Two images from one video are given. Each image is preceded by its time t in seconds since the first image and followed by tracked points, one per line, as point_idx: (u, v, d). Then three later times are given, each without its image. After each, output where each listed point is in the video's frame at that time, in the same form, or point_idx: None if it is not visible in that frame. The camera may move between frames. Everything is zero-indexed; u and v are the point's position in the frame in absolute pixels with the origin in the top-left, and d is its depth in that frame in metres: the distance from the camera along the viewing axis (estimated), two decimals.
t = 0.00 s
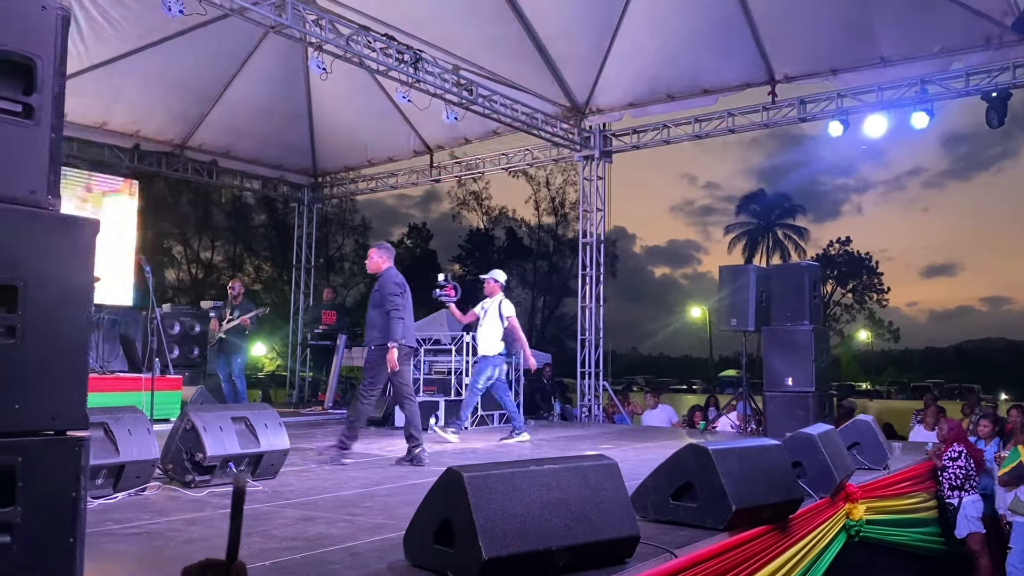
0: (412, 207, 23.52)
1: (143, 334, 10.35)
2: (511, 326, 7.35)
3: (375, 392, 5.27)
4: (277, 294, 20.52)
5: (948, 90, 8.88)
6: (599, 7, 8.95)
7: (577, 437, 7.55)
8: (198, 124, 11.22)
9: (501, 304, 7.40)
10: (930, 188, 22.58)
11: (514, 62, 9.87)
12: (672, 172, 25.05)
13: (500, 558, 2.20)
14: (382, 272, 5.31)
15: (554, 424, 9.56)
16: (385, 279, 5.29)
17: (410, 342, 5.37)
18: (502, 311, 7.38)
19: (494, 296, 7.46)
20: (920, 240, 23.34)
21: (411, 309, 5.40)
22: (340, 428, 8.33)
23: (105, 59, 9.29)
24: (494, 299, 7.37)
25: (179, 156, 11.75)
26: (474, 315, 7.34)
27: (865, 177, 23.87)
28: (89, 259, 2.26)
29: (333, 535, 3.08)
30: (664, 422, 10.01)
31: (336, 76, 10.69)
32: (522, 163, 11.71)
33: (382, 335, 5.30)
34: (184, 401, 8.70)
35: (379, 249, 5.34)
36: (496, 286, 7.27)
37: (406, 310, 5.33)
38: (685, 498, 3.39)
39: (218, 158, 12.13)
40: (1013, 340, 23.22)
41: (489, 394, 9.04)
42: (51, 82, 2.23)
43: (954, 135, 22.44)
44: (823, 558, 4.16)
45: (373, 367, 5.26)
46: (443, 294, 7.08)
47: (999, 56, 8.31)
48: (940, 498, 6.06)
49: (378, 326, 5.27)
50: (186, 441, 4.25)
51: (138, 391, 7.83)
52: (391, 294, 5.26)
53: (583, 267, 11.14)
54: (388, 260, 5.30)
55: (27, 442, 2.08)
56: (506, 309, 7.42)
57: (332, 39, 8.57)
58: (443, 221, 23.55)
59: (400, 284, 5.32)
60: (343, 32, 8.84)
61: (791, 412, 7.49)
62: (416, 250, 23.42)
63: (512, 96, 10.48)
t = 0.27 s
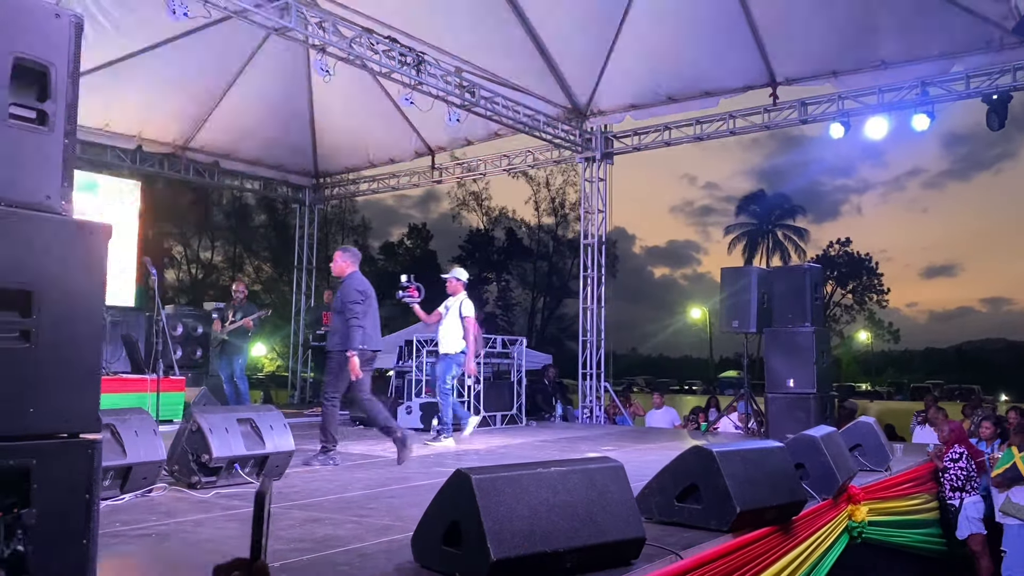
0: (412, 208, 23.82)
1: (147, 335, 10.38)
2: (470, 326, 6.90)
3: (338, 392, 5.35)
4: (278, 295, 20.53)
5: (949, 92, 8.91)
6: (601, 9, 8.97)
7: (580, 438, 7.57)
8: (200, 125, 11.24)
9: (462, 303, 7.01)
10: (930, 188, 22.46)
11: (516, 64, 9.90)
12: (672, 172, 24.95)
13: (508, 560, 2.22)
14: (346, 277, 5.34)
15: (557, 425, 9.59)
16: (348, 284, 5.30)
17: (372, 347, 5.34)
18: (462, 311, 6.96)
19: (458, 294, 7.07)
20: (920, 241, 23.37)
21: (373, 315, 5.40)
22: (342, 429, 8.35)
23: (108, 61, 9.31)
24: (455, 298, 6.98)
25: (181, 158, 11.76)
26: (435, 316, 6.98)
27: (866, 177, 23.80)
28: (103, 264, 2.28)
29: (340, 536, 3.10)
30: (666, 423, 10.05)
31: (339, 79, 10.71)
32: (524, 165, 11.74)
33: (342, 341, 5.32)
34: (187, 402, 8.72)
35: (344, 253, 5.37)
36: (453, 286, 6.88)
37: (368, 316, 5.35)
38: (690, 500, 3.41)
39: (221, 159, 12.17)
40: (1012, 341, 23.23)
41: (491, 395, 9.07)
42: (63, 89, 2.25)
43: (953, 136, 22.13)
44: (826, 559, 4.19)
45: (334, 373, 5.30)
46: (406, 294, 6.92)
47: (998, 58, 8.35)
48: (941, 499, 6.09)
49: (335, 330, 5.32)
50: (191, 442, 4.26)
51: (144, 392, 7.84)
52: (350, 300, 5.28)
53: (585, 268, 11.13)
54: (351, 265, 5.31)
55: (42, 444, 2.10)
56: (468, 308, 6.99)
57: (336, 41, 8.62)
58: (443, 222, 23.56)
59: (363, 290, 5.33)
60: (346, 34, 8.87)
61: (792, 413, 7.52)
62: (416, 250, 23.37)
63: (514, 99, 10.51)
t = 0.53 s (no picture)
0: (411, 209, 23.45)
1: (150, 336, 10.40)
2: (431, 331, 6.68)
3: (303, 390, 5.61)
4: (278, 296, 20.47)
5: (949, 96, 8.96)
6: (603, 12, 9.00)
7: (583, 440, 7.60)
8: (203, 127, 11.26)
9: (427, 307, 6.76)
10: (929, 190, 22.57)
11: (518, 66, 9.92)
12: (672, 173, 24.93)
13: (522, 560, 2.25)
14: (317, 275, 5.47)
15: (559, 427, 9.60)
16: (316, 282, 5.43)
17: (336, 345, 5.42)
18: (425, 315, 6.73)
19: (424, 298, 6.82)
20: (919, 242, 23.44)
21: (340, 315, 5.49)
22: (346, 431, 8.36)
23: (113, 64, 9.36)
24: (419, 302, 6.73)
25: (184, 160, 11.79)
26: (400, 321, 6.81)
27: (865, 179, 23.88)
28: (120, 268, 2.31)
29: (351, 537, 3.13)
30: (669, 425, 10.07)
31: (344, 83, 10.76)
32: (525, 167, 11.75)
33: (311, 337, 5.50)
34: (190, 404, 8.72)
35: (319, 252, 5.46)
36: (416, 291, 6.67)
37: (332, 317, 5.44)
38: (697, 501, 3.44)
39: (223, 161, 12.19)
40: (1013, 342, 23.47)
41: (494, 397, 9.08)
42: (82, 94, 2.29)
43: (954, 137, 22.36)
44: (831, 560, 4.22)
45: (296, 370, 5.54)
46: (371, 300, 6.85)
47: (1000, 61, 8.39)
48: (943, 500, 6.12)
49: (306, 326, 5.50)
50: (199, 445, 4.32)
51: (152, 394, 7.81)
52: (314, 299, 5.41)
53: (587, 270, 11.13)
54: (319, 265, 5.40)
55: (62, 447, 2.13)
56: (432, 312, 6.76)
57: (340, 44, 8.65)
58: (443, 223, 23.55)
59: (329, 290, 5.43)
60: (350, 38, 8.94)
61: (794, 415, 7.53)
62: (416, 251, 23.26)
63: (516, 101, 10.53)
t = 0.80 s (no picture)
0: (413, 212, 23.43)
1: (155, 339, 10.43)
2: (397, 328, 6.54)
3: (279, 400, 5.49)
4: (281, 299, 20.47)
5: (954, 100, 8.97)
6: (608, 17, 9.05)
7: (588, 443, 7.62)
8: (210, 131, 11.30)
9: (393, 306, 6.64)
10: (931, 193, 22.73)
11: (524, 70, 9.96)
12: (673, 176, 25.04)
13: (541, 564, 2.28)
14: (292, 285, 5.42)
15: (565, 431, 9.63)
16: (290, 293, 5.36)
17: (308, 354, 5.33)
18: (392, 313, 6.60)
19: (389, 296, 6.69)
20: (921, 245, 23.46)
21: (313, 324, 5.42)
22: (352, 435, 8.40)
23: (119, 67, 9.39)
24: (384, 300, 6.62)
25: (189, 164, 11.82)
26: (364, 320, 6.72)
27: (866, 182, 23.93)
28: (144, 276, 2.34)
29: (367, 540, 3.17)
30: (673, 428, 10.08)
31: (350, 87, 10.82)
32: (530, 171, 11.78)
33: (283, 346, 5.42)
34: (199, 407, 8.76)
35: (294, 263, 5.43)
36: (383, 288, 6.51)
37: (305, 325, 5.38)
38: (708, 504, 3.47)
39: (228, 165, 12.22)
40: (1014, 344, 23.15)
41: (499, 401, 9.11)
42: (107, 104, 2.32)
43: (955, 141, 22.60)
44: (840, 563, 4.25)
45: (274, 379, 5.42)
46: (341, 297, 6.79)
47: (1005, 66, 8.37)
48: (949, 504, 6.11)
49: (277, 335, 5.41)
50: (212, 448, 4.34)
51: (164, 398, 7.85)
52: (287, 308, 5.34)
53: (592, 274, 11.17)
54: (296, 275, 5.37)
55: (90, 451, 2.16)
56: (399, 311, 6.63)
57: (348, 50, 8.70)
58: (445, 227, 23.58)
59: (303, 300, 5.38)
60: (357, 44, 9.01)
61: (799, 419, 7.55)
62: (418, 255, 23.26)
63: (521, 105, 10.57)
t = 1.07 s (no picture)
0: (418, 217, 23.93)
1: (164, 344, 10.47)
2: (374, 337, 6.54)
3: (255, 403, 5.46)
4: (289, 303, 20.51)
5: (962, 106, 9.02)
6: (616, 23, 9.09)
7: (597, 449, 7.63)
8: (220, 137, 11.35)
9: (365, 314, 6.65)
10: (938, 197, 22.53)
11: (532, 77, 10.00)
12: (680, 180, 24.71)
13: (558, 571, 2.30)
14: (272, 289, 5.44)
15: (574, 436, 9.66)
16: (273, 296, 5.39)
17: (292, 355, 5.39)
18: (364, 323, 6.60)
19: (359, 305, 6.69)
20: (929, 249, 23.52)
21: (297, 325, 5.47)
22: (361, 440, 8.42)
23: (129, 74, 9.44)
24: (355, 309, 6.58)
25: (199, 170, 11.89)
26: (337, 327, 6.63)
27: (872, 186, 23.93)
28: (165, 285, 2.38)
29: (382, 547, 3.20)
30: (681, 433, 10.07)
31: (360, 94, 10.89)
32: (538, 176, 11.81)
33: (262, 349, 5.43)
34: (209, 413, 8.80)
35: (272, 267, 5.47)
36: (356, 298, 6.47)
37: (290, 327, 5.42)
38: (721, 511, 3.49)
39: (237, 170, 12.29)
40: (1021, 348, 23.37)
41: (509, 406, 9.14)
42: (130, 117, 2.36)
43: (962, 144, 22.23)
44: (852, 569, 4.26)
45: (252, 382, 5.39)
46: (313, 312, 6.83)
47: (1012, 71, 8.44)
48: (960, 509, 6.09)
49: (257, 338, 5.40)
50: (226, 454, 4.37)
51: (177, 404, 7.88)
52: (272, 310, 5.38)
53: (600, 279, 11.20)
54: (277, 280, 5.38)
55: (112, 458, 2.20)
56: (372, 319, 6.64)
57: (357, 57, 8.77)
58: (451, 231, 23.66)
59: (287, 302, 5.42)
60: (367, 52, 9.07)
61: (808, 424, 7.56)
62: (424, 259, 23.57)
63: (529, 112, 10.60)
